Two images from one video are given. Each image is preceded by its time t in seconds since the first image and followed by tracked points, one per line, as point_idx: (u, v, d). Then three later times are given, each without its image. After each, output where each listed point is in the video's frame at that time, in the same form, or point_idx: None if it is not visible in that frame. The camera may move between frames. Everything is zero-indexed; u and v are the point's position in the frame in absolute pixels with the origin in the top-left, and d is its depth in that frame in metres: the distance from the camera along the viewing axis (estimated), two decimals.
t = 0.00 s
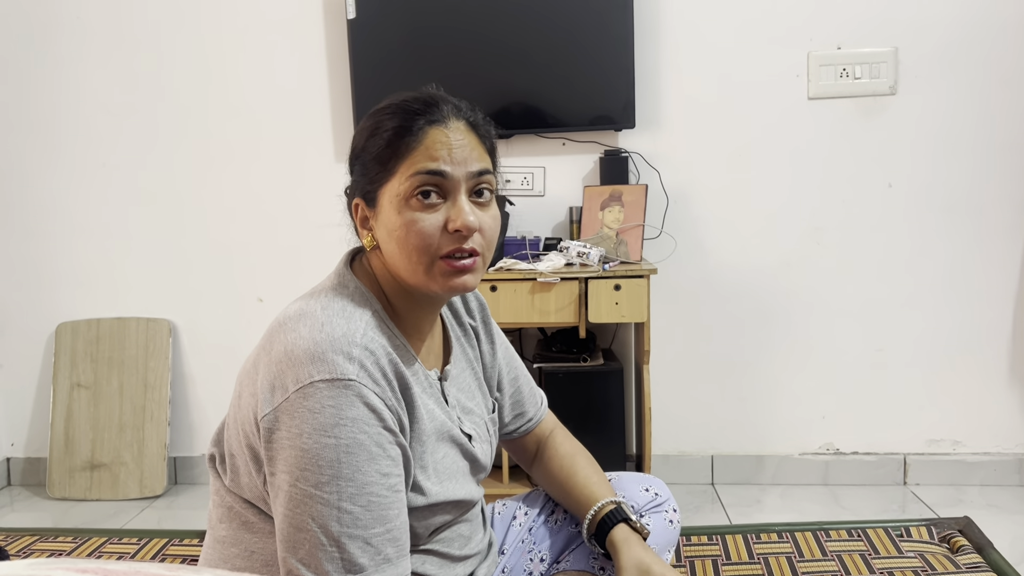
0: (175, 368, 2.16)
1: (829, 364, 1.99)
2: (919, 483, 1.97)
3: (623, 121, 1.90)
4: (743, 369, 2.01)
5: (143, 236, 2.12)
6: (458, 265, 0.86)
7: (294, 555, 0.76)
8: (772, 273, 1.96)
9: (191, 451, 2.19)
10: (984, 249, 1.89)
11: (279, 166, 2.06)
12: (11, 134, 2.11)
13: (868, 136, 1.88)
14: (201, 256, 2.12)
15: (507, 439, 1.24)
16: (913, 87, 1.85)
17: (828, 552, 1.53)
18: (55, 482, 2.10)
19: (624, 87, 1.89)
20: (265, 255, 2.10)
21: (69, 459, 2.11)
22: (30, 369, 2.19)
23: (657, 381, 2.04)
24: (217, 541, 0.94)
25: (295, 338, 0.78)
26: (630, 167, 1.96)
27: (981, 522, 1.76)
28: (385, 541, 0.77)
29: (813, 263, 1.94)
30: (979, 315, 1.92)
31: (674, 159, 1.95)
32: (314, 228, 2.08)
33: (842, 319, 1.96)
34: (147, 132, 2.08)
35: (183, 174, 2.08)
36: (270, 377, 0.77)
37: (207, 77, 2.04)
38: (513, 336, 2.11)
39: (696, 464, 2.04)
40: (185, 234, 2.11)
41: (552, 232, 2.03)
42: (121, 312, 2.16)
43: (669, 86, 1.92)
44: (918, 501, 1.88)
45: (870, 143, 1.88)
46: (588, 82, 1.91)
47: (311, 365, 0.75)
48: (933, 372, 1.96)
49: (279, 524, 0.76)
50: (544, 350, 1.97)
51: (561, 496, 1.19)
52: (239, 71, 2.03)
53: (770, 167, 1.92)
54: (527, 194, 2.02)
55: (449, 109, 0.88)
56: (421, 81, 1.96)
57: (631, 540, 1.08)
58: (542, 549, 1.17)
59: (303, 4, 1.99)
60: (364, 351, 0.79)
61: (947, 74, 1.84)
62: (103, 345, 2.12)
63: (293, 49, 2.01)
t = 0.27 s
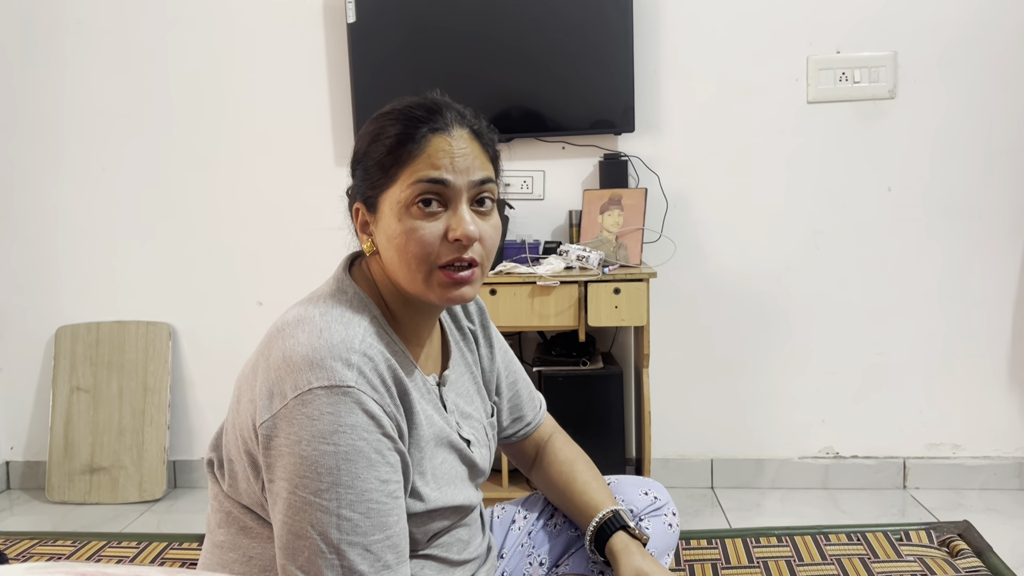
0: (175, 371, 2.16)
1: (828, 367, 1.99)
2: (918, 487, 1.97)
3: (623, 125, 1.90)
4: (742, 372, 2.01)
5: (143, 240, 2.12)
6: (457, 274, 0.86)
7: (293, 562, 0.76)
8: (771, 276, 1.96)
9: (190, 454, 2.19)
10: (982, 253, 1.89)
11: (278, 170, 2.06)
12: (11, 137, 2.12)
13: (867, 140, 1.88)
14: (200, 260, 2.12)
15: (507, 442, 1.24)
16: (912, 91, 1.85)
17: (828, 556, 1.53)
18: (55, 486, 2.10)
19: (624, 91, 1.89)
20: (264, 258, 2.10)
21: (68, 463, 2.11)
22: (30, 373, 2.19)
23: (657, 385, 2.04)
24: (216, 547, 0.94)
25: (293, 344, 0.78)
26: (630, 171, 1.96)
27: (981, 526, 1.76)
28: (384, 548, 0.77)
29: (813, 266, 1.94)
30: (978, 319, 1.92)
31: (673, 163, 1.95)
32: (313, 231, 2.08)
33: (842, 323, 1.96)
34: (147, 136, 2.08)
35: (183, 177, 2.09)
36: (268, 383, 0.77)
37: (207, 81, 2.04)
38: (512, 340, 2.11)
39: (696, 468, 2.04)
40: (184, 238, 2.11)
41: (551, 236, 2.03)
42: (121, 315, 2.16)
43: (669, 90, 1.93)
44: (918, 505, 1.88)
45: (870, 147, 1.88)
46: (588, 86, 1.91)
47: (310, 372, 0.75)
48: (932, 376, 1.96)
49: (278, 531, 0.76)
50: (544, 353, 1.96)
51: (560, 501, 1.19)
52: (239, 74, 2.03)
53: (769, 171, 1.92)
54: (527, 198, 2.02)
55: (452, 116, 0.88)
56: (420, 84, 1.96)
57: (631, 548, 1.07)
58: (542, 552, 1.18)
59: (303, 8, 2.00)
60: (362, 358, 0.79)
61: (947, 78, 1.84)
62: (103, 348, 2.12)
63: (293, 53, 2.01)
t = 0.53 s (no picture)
0: (174, 374, 2.16)
1: (827, 371, 1.99)
2: (918, 490, 1.97)
3: (622, 129, 1.91)
4: (741, 376, 2.01)
5: (142, 243, 2.12)
6: (455, 275, 0.86)
7: (292, 565, 0.76)
8: (770, 280, 1.96)
9: (189, 457, 2.19)
10: (981, 256, 1.89)
11: (278, 173, 2.06)
12: (11, 141, 2.12)
13: (866, 144, 1.88)
14: (200, 263, 2.12)
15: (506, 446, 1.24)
16: (911, 94, 1.86)
17: (827, 560, 1.53)
18: (54, 489, 2.10)
19: (623, 95, 1.90)
20: (264, 261, 2.10)
21: (67, 466, 2.11)
22: (29, 375, 2.19)
23: (656, 389, 2.04)
24: (215, 550, 0.94)
25: (292, 347, 0.78)
26: (629, 174, 1.96)
27: (980, 529, 1.76)
28: (383, 551, 0.77)
29: (812, 270, 1.95)
30: (978, 322, 1.92)
31: (673, 167, 1.95)
32: (313, 234, 2.08)
33: (841, 327, 1.96)
34: (146, 139, 2.08)
35: (183, 180, 2.09)
36: (266, 387, 0.77)
37: (207, 84, 2.04)
38: (512, 343, 2.11)
39: (695, 471, 2.04)
40: (184, 241, 2.11)
41: (550, 239, 2.04)
42: (120, 318, 2.16)
43: (668, 94, 1.93)
44: (917, 509, 1.88)
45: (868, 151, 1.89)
46: (587, 90, 1.91)
47: (308, 375, 0.75)
48: (932, 380, 1.96)
49: (277, 534, 0.76)
50: (543, 357, 1.97)
51: (560, 505, 1.19)
52: (239, 77, 2.04)
53: (768, 174, 1.92)
54: (526, 202, 2.02)
55: (448, 118, 0.88)
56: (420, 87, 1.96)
57: (630, 556, 1.07)
58: (541, 557, 1.17)
59: (302, 12, 2.00)
60: (360, 360, 0.79)
61: (945, 82, 1.84)
62: (102, 351, 2.12)
63: (293, 56, 2.02)
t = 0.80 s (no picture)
0: (173, 377, 2.16)
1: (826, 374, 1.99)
2: (917, 494, 1.97)
3: (621, 132, 1.91)
4: (741, 379, 2.01)
5: (141, 245, 2.12)
6: (455, 281, 0.86)
7: (292, 567, 0.75)
8: (770, 283, 1.96)
9: (188, 460, 2.18)
10: (981, 260, 1.89)
11: (277, 175, 2.06)
12: (10, 143, 2.11)
13: (865, 148, 1.89)
14: (199, 265, 2.11)
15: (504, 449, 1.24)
16: (910, 98, 1.86)
17: (827, 564, 1.53)
18: (52, 491, 2.10)
19: (622, 98, 1.90)
20: (262, 263, 2.10)
21: (65, 468, 2.10)
22: (27, 377, 2.19)
23: (655, 392, 2.04)
24: (214, 553, 0.93)
25: (291, 349, 0.78)
26: (628, 178, 1.96)
27: (980, 533, 1.76)
28: (383, 553, 0.77)
29: (811, 273, 1.95)
30: (977, 326, 1.92)
31: (672, 170, 1.95)
32: (312, 237, 2.08)
33: (840, 330, 1.96)
34: (145, 141, 2.08)
35: (182, 182, 2.09)
36: (266, 389, 0.77)
37: (206, 86, 2.04)
38: (511, 346, 2.11)
39: (694, 475, 2.04)
40: (183, 243, 2.11)
41: (550, 242, 2.04)
42: (119, 321, 2.16)
43: (667, 97, 1.93)
44: (917, 512, 1.88)
45: (868, 155, 1.89)
46: (587, 93, 1.91)
47: (308, 377, 0.75)
48: (931, 383, 1.96)
49: (277, 536, 0.76)
50: (542, 359, 1.97)
51: (559, 509, 1.19)
52: (238, 80, 2.03)
53: (768, 177, 1.92)
54: (526, 205, 2.02)
55: (449, 123, 0.88)
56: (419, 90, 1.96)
57: (630, 558, 1.07)
58: (541, 560, 1.17)
59: (302, 14, 2.00)
60: (360, 362, 0.79)
61: (945, 85, 1.84)
62: (101, 353, 2.12)
63: (293, 58, 2.02)
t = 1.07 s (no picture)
0: (171, 378, 2.15)
1: (825, 377, 1.99)
2: (916, 498, 1.97)
3: (621, 135, 1.91)
4: (739, 382, 2.01)
5: (140, 246, 2.12)
6: (479, 305, 0.84)
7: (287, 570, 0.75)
8: (769, 286, 1.96)
9: (186, 462, 2.18)
10: (979, 264, 1.89)
11: (276, 177, 2.06)
12: (9, 144, 2.11)
13: (864, 151, 1.89)
14: (198, 267, 2.11)
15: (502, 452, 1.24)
16: (909, 101, 1.86)
17: (825, 568, 1.52)
18: (49, 493, 2.10)
19: (622, 101, 1.90)
20: (261, 265, 2.10)
21: (63, 470, 2.10)
22: (25, 379, 2.19)
23: (654, 395, 2.04)
24: (212, 555, 0.93)
25: (288, 352, 0.78)
26: (628, 180, 1.96)
27: (978, 537, 1.76)
28: (379, 556, 0.77)
29: (810, 276, 1.95)
30: (976, 330, 1.92)
31: (671, 173, 1.95)
32: (311, 239, 2.08)
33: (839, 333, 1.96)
34: (144, 142, 2.08)
35: (181, 184, 2.08)
36: (262, 391, 0.77)
37: (206, 88, 2.04)
38: (510, 349, 2.11)
39: (693, 478, 2.04)
40: (182, 245, 2.11)
41: (549, 245, 2.04)
42: (117, 322, 2.15)
43: (666, 100, 1.93)
44: (915, 516, 1.88)
45: (867, 158, 1.89)
46: (586, 96, 1.91)
47: (305, 380, 0.75)
48: (930, 387, 1.96)
49: (273, 539, 0.76)
50: (541, 362, 1.96)
51: (558, 513, 1.18)
52: (238, 82, 2.03)
53: (767, 181, 1.92)
54: (525, 207, 2.02)
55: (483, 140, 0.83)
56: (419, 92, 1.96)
57: (635, 560, 1.07)
58: (540, 563, 1.17)
59: (302, 16, 2.00)
60: (357, 365, 0.79)
61: (944, 89, 1.85)
62: (99, 355, 2.12)
63: (293, 60, 2.02)
